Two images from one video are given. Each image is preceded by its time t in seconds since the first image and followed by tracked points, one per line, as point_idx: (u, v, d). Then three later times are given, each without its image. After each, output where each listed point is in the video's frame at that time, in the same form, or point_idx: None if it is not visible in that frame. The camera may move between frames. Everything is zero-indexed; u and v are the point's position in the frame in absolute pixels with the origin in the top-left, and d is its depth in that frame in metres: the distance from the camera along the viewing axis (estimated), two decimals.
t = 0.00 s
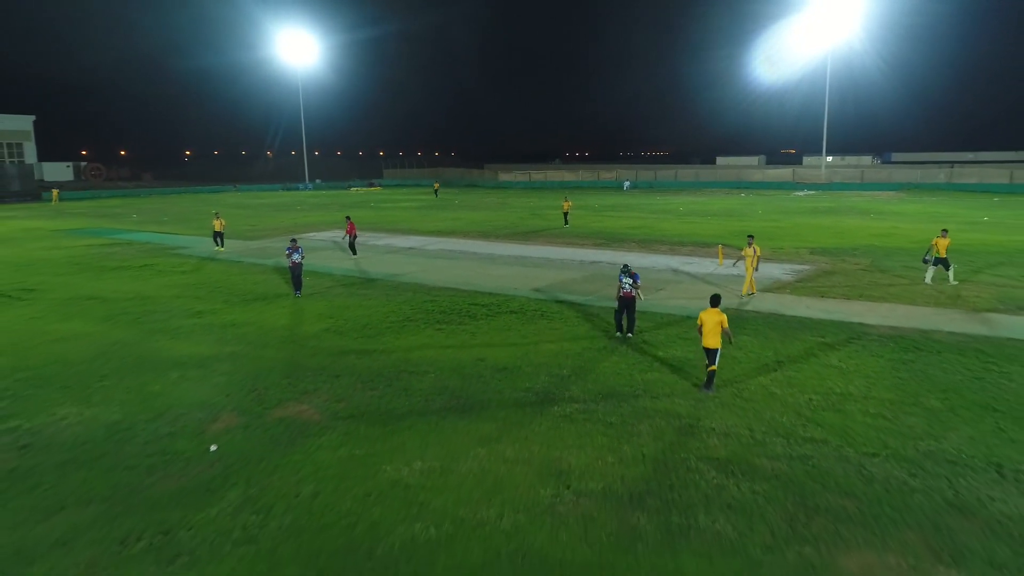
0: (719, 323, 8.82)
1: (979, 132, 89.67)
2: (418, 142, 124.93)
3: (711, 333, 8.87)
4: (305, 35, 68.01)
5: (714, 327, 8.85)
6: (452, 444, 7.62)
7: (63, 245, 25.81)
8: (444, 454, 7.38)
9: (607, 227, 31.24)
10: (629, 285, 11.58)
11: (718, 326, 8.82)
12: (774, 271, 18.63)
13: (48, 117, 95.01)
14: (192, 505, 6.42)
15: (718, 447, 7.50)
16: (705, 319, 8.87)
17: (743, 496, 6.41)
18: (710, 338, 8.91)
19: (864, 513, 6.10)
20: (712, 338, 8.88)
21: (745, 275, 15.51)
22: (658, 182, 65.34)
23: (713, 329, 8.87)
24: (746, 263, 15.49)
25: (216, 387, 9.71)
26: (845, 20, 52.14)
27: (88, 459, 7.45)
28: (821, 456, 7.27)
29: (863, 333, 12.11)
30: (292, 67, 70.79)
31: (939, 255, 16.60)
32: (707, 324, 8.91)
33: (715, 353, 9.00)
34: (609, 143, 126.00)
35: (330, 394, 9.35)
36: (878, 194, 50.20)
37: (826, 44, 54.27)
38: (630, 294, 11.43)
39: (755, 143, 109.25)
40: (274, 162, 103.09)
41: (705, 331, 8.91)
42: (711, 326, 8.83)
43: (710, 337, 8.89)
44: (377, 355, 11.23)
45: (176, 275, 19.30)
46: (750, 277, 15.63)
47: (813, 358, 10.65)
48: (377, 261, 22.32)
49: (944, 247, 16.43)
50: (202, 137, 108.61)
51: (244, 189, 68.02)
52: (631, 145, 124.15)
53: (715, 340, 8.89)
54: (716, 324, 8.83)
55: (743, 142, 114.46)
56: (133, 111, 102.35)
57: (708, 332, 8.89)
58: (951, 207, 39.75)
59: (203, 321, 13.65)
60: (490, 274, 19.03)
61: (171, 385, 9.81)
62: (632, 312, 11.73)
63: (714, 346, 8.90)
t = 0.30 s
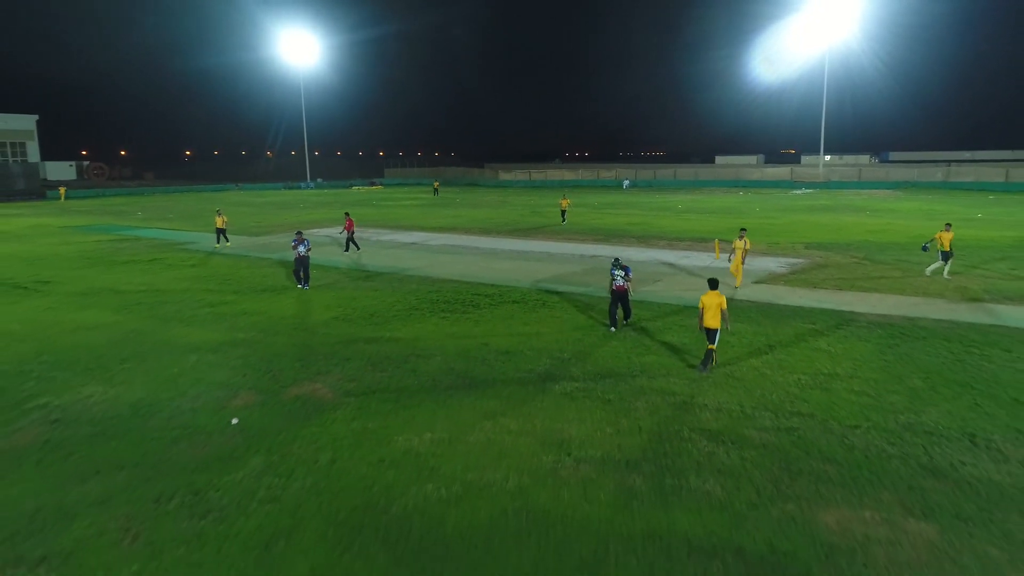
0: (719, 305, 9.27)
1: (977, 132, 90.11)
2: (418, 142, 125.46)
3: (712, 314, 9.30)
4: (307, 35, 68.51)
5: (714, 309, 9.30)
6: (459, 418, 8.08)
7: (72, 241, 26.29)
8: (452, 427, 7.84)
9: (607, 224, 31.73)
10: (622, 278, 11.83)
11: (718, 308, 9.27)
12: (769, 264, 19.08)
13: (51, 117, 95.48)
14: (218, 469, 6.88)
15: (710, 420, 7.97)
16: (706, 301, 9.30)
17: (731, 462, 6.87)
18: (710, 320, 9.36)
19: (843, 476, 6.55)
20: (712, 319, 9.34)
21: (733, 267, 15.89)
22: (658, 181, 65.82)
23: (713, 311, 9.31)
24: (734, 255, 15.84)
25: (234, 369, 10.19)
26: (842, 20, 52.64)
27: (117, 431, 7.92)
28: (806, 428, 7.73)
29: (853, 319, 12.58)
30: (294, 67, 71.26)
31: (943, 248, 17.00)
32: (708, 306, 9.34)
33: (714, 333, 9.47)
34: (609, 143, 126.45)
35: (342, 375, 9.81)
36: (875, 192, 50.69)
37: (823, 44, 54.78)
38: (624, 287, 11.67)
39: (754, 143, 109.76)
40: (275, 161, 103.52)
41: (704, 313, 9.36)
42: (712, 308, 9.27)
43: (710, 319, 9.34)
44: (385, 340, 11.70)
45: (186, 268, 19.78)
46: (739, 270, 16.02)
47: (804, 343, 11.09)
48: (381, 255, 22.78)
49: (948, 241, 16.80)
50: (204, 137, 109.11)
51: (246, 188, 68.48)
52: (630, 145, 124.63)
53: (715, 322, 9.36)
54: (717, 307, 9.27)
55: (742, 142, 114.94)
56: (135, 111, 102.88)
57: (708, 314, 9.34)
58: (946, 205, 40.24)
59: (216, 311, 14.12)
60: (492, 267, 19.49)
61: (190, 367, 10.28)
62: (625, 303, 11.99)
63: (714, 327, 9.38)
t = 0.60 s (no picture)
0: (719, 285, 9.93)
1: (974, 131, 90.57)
2: (419, 141, 125.92)
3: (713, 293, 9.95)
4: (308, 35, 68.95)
5: (715, 289, 9.97)
6: (465, 392, 8.53)
7: (81, 236, 26.73)
8: (459, 399, 8.30)
9: (607, 220, 32.18)
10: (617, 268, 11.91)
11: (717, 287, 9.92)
12: (765, 256, 19.53)
13: (53, 116, 95.92)
14: (241, 436, 7.33)
15: (704, 394, 8.42)
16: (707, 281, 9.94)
17: (722, 429, 7.32)
18: (711, 299, 10.02)
19: (826, 441, 7.00)
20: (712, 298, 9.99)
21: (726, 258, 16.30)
22: (658, 179, 66.27)
23: (714, 290, 9.98)
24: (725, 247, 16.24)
25: (249, 350, 10.63)
26: (840, 20, 53.12)
27: (143, 403, 8.39)
28: (794, 400, 8.17)
29: (844, 306, 13.03)
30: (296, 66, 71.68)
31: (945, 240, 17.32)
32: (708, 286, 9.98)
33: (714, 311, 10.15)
34: (609, 142, 126.88)
35: (353, 355, 10.27)
36: (873, 190, 51.12)
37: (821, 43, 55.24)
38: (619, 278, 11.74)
39: (753, 142, 110.21)
40: (276, 160, 103.90)
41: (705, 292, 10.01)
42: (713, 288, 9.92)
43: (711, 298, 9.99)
44: (393, 325, 12.15)
45: (195, 260, 20.22)
46: (731, 262, 16.42)
47: (796, 327, 11.54)
48: (384, 249, 23.23)
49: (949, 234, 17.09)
50: (205, 137, 109.54)
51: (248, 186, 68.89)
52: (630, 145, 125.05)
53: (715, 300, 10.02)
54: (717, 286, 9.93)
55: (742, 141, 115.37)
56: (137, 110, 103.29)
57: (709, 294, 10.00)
58: (942, 202, 40.71)
59: (228, 299, 14.57)
60: (494, 259, 19.92)
61: (207, 348, 10.72)
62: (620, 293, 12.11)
63: (714, 305, 10.06)
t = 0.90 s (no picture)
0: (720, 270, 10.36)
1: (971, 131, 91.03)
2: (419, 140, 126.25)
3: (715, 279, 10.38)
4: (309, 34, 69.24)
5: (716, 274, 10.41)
6: (470, 369, 8.93)
7: (87, 231, 27.08)
8: (465, 375, 8.70)
9: (605, 216, 32.56)
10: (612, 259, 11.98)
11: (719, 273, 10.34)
12: (761, 248, 19.93)
13: (55, 116, 96.28)
14: (258, 407, 7.74)
15: (697, 370, 8.84)
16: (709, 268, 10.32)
17: (715, 401, 7.72)
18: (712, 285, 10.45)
19: (812, 410, 7.41)
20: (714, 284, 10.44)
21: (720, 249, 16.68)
22: (657, 177, 66.66)
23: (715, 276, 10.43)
24: (718, 237, 16.62)
25: (261, 332, 11.02)
26: (838, 19, 53.50)
27: (163, 380, 8.79)
28: (783, 375, 8.59)
29: (835, 293, 13.43)
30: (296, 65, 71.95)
31: (949, 234, 17.65)
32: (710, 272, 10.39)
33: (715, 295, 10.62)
34: (608, 142, 127.24)
35: (361, 337, 10.68)
36: (870, 188, 51.55)
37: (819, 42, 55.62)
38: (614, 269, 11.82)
39: (752, 141, 110.62)
40: (277, 159, 104.21)
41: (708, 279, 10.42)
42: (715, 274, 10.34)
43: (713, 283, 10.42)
44: (397, 310, 12.55)
45: (202, 253, 20.58)
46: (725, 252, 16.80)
47: (789, 312, 11.95)
48: (387, 243, 23.59)
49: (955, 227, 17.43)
50: (206, 136, 109.86)
51: (249, 185, 69.21)
52: (629, 144, 125.45)
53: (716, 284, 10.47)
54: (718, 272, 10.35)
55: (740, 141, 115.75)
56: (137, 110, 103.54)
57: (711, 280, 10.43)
58: (938, 198, 41.12)
59: (237, 288, 14.96)
60: (495, 252, 20.32)
61: (220, 332, 11.11)
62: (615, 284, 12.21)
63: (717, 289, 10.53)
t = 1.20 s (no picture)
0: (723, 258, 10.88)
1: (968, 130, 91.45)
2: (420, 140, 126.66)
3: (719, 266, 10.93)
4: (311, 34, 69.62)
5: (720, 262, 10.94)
6: (474, 352, 9.32)
7: (94, 226, 27.47)
8: (470, 357, 9.10)
9: (605, 213, 32.94)
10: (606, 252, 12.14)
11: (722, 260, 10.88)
12: (757, 242, 20.33)
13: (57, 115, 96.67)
14: (273, 385, 8.13)
15: (691, 353, 9.24)
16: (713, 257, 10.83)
17: (707, 380, 8.11)
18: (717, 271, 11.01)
19: (800, 388, 7.80)
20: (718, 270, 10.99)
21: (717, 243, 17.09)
22: (656, 176, 67.07)
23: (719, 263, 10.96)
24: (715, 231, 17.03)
25: (272, 320, 11.41)
26: (837, 19, 53.91)
27: (180, 362, 9.18)
28: (774, 357, 8.98)
29: (828, 284, 13.84)
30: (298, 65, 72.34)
31: (953, 228, 18.08)
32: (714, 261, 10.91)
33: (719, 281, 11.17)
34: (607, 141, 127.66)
35: (368, 324, 11.08)
36: (868, 186, 51.94)
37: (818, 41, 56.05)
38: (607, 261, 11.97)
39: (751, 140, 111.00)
40: (278, 158, 104.61)
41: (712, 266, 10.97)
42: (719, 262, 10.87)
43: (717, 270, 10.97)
44: (402, 299, 12.94)
45: (209, 247, 20.97)
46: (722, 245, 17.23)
47: (782, 300, 12.34)
48: (390, 238, 24.00)
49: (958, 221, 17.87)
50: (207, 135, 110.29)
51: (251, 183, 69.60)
52: (629, 143, 125.86)
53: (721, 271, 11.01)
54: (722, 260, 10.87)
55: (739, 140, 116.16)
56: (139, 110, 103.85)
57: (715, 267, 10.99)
58: (935, 196, 41.55)
59: (245, 279, 15.37)
60: (497, 247, 20.72)
61: (232, 319, 11.50)
62: (610, 275, 12.36)
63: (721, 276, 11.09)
